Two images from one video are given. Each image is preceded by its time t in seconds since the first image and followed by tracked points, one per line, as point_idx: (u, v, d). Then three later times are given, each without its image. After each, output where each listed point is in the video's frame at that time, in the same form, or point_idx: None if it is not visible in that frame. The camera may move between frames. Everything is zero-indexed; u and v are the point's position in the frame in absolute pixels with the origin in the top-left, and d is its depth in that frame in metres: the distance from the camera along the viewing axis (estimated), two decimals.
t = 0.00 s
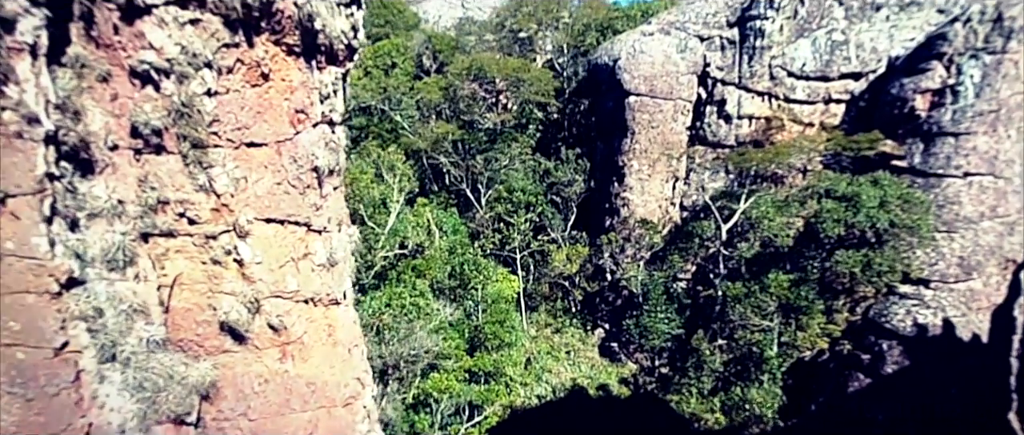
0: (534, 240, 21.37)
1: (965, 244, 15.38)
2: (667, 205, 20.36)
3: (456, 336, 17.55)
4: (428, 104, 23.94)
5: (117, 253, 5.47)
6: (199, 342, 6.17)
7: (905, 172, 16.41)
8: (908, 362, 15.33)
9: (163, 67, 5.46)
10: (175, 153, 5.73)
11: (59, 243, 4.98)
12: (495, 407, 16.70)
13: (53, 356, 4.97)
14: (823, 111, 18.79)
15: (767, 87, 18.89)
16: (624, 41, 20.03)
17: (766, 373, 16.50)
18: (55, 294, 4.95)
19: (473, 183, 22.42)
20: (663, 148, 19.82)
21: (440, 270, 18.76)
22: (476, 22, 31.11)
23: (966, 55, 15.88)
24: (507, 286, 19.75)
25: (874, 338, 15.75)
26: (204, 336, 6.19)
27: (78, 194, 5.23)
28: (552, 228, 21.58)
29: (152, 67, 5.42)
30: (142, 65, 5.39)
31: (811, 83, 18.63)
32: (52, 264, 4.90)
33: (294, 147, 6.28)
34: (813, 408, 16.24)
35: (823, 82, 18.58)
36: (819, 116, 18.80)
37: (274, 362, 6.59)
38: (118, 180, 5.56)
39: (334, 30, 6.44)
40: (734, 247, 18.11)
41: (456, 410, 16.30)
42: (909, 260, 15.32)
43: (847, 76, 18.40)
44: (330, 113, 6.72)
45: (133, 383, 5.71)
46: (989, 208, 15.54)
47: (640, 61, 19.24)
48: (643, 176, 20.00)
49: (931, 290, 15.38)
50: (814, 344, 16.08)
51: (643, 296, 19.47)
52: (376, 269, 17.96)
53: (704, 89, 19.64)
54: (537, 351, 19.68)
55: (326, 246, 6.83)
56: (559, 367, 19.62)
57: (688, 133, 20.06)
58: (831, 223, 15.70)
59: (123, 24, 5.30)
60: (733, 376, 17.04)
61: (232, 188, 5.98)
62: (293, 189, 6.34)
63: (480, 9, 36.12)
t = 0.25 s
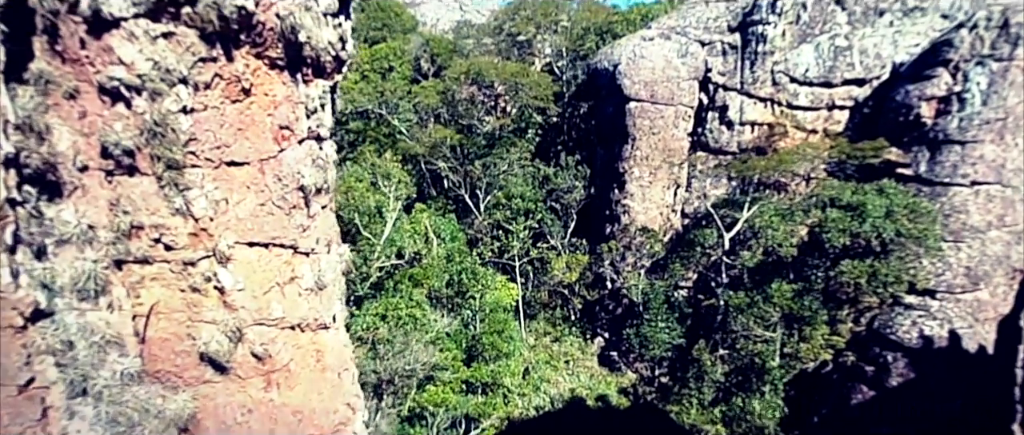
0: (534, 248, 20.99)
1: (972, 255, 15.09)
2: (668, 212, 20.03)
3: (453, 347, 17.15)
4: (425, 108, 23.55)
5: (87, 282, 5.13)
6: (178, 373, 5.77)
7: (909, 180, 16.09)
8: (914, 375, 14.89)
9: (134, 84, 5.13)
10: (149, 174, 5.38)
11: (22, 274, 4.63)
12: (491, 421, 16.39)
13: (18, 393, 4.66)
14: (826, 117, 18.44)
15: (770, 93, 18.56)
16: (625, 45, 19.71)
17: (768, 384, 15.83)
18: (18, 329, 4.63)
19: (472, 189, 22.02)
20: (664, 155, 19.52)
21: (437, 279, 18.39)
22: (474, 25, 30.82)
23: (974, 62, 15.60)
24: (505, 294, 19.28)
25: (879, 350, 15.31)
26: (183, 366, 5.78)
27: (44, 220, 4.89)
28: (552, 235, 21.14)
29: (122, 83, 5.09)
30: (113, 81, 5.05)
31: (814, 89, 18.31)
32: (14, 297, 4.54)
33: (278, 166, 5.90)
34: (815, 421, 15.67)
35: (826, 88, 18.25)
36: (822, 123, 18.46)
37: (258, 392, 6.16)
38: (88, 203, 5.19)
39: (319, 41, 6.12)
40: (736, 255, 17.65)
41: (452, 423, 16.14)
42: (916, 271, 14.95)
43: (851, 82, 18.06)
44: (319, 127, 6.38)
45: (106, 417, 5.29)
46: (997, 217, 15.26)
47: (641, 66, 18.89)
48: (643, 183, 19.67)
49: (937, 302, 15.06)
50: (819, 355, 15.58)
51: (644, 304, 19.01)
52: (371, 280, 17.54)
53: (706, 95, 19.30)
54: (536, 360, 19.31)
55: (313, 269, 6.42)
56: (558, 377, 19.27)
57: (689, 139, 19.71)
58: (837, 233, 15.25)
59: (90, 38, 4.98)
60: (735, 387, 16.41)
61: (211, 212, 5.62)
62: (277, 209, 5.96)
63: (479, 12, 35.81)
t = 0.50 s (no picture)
0: (533, 256, 20.62)
1: (981, 266, 14.67)
2: (669, 219, 19.67)
3: (451, 358, 16.86)
4: (422, 114, 23.23)
5: (50, 315, 5.07)
6: (154, 407, 5.51)
7: (914, 188, 15.78)
8: (923, 389, 14.59)
9: (100, 105, 5.03)
10: (120, 200, 5.26)
11: None
12: None
13: None
14: (830, 124, 18.11)
15: (773, 98, 18.23)
16: (625, 50, 19.43)
17: (772, 396, 15.49)
18: None
19: (470, 195, 21.72)
20: (666, 162, 19.18)
21: (434, 289, 18.06)
22: (474, 29, 30.46)
23: (981, 68, 15.25)
24: (504, 304, 18.94)
25: (886, 363, 14.98)
26: (160, 400, 5.53)
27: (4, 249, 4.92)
28: (552, 242, 20.71)
29: (87, 104, 5.00)
30: (76, 102, 4.97)
31: (818, 96, 17.97)
32: None
33: (259, 188, 5.73)
34: None
35: (830, 94, 17.92)
36: (826, 129, 18.12)
37: (241, 426, 5.88)
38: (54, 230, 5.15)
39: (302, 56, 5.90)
40: (739, 264, 17.34)
41: None
42: (923, 282, 14.62)
43: (856, 88, 17.70)
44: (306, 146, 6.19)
45: None
46: (1005, 227, 14.87)
47: (642, 72, 18.58)
48: (644, 190, 19.31)
49: (945, 313, 14.65)
50: (824, 368, 15.28)
51: (645, 314, 18.70)
52: (366, 292, 17.11)
53: (708, 101, 19.02)
54: (535, 370, 18.85)
55: (299, 294, 6.22)
56: (558, 388, 18.77)
57: (691, 146, 19.39)
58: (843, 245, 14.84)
59: (52, 55, 4.90)
60: (737, 399, 16.19)
61: (186, 239, 5.47)
62: (258, 233, 5.78)
63: (479, 16, 35.43)
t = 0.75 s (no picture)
0: (531, 264, 20.21)
1: (989, 279, 14.38)
2: (669, 228, 19.31)
3: (447, 370, 16.48)
4: (418, 119, 22.89)
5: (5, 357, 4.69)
6: None
7: (920, 198, 15.48)
8: (929, 404, 14.21)
9: (57, 128, 4.68)
10: (82, 231, 4.93)
11: None
12: None
13: None
14: (833, 132, 17.80)
15: (775, 106, 17.92)
16: (625, 56, 19.07)
17: (774, 410, 15.17)
18: None
19: (467, 201, 21.45)
20: (666, 170, 18.85)
21: (430, 299, 17.75)
22: (471, 33, 30.14)
23: (988, 76, 14.95)
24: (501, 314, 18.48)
25: (891, 377, 14.68)
26: None
27: None
28: (550, 250, 20.29)
29: (43, 128, 4.65)
30: (30, 126, 4.62)
31: (820, 103, 17.66)
32: None
33: (237, 212, 5.44)
34: None
35: (833, 102, 17.60)
36: (829, 137, 17.82)
37: None
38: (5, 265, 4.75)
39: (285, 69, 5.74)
40: (741, 274, 16.99)
41: None
42: (930, 295, 14.30)
43: (859, 96, 17.44)
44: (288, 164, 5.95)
45: None
46: (1013, 238, 14.53)
47: (641, 79, 18.24)
48: (644, 198, 18.95)
49: (952, 327, 14.36)
50: (829, 382, 14.77)
51: (645, 325, 18.27)
52: (359, 306, 16.67)
53: (709, 107, 18.71)
54: (535, 381, 18.26)
55: (281, 324, 5.90)
56: (556, 400, 17.88)
57: (691, 154, 19.08)
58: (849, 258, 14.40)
59: (3, 74, 4.57)
60: (739, 413, 15.68)
61: (156, 270, 5.14)
62: (236, 261, 5.48)
63: (476, 20, 35.08)
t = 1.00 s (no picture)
0: (528, 275, 19.75)
1: (997, 292, 14.14)
2: (670, 237, 18.89)
3: (443, 385, 16.09)
4: (413, 127, 22.51)
5: None
6: None
7: (927, 209, 15.17)
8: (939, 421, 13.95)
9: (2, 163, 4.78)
10: (34, 272, 5.05)
11: None
12: None
13: None
14: (835, 140, 17.47)
15: (776, 113, 17.58)
16: (623, 63, 18.68)
17: (778, 424, 14.60)
18: None
19: (463, 210, 21.05)
20: (667, 178, 18.48)
21: (425, 312, 17.33)
22: (467, 40, 29.83)
23: (994, 85, 14.69)
24: (498, 324, 17.91)
25: (899, 393, 14.36)
26: None
27: None
28: (547, 260, 19.89)
29: None
30: None
31: (822, 110, 17.34)
32: None
33: (208, 244, 5.59)
34: None
35: (835, 109, 17.27)
36: (832, 145, 17.50)
37: None
38: None
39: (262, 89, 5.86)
40: (742, 285, 16.58)
41: None
42: (937, 309, 14.00)
43: (862, 103, 17.12)
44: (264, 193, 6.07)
45: None
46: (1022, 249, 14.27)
47: (640, 86, 17.82)
48: (643, 208, 18.56)
49: (961, 341, 14.08)
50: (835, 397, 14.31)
51: (645, 337, 17.74)
52: (352, 322, 16.44)
53: (708, 115, 18.31)
54: (534, 395, 17.64)
55: (259, 361, 5.97)
56: (556, 414, 17.44)
57: (691, 162, 18.70)
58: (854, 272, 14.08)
59: None
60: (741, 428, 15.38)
61: (118, 313, 5.26)
62: (208, 297, 5.60)
63: (472, 27, 34.74)
